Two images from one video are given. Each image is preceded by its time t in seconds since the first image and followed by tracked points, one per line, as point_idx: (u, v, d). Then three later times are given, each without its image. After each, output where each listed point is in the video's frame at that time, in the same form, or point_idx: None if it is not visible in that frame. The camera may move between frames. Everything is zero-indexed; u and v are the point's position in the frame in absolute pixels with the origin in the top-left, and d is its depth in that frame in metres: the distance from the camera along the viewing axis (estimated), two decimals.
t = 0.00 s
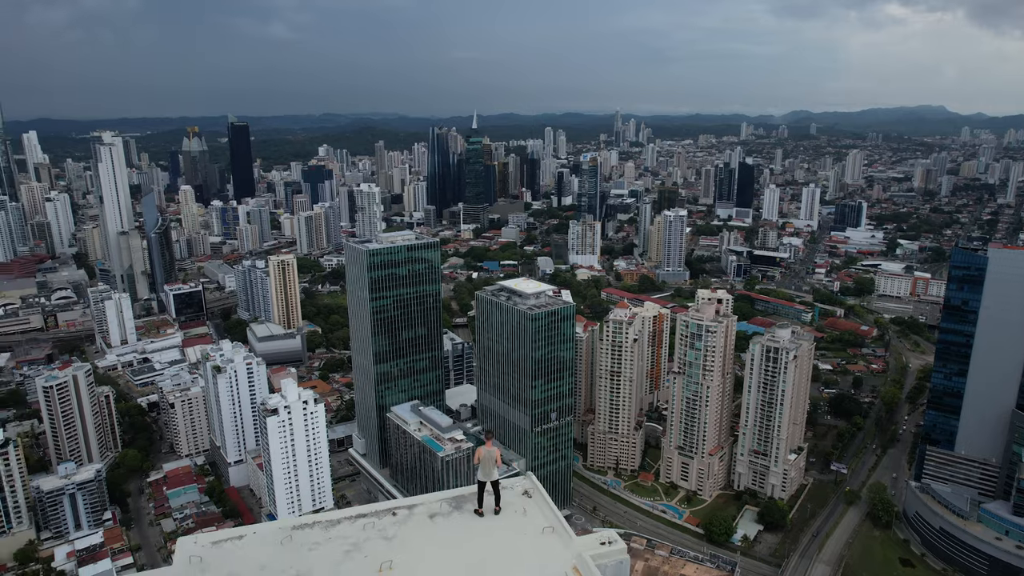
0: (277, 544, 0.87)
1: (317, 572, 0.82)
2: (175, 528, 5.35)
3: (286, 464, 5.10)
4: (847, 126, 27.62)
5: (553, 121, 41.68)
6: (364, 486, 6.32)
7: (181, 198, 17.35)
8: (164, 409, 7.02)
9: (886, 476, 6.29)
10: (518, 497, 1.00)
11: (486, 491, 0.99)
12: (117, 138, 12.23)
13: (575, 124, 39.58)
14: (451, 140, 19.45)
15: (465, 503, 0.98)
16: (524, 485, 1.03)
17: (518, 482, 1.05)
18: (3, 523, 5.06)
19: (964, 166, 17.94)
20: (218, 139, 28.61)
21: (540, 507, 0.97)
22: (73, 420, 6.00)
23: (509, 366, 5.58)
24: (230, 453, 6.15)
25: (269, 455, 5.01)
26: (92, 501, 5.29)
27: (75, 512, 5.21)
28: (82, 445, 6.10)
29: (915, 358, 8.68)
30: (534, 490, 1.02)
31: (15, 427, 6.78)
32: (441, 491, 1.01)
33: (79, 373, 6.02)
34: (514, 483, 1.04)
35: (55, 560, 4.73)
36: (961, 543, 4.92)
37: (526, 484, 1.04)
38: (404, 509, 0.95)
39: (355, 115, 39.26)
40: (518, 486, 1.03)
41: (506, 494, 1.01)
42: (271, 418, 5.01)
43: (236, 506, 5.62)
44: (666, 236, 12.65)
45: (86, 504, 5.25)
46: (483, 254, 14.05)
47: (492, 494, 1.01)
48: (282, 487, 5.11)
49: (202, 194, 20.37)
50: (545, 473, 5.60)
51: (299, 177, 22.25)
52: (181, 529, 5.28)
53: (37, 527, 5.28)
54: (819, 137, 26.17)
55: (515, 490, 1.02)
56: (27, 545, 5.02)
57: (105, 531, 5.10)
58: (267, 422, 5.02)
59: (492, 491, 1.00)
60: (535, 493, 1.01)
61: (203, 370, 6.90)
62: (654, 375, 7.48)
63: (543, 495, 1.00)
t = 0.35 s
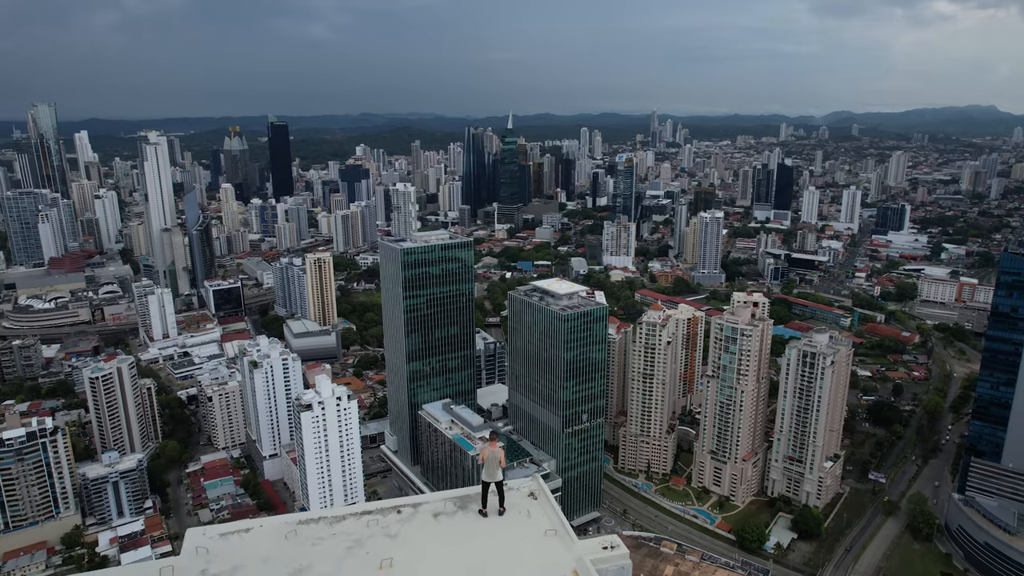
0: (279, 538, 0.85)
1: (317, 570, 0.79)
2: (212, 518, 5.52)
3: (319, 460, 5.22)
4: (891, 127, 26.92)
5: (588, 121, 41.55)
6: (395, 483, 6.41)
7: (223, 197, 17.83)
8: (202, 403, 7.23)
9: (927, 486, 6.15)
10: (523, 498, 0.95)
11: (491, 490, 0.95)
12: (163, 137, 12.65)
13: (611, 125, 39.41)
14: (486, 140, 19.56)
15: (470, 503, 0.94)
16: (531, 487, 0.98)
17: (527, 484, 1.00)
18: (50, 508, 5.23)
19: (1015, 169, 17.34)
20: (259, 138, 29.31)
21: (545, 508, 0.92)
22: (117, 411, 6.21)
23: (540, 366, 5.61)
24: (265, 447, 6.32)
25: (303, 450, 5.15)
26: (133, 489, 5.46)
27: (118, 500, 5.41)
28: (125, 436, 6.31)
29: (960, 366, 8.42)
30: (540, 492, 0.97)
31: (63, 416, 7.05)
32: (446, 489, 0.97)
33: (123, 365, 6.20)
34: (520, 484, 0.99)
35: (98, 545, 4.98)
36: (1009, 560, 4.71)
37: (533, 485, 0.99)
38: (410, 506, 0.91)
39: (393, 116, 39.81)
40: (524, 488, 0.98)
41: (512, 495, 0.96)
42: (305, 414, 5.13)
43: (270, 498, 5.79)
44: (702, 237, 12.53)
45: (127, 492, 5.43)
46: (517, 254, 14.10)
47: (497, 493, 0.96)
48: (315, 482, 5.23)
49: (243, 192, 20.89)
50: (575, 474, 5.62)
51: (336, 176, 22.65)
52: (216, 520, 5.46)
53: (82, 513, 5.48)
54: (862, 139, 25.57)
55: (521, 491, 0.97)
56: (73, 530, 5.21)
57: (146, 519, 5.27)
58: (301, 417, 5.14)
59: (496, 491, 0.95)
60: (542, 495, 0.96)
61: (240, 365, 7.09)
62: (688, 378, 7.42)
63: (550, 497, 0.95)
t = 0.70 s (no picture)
0: (283, 533, 0.91)
1: (319, 564, 0.84)
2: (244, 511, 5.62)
3: (348, 456, 5.31)
4: (933, 128, 26.21)
5: (620, 121, 41.28)
6: (423, 481, 6.48)
7: (258, 195, 18.21)
8: (235, 398, 7.40)
9: (967, 498, 5.98)
10: (526, 499, 0.99)
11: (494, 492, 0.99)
12: (201, 137, 13.01)
13: (644, 125, 39.11)
14: (517, 140, 19.58)
15: (473, 504, 0.98)
16: (535, 488, 1.02)
17: (532, 485, 1.04)
18: (90, 497, 5.42)
19: None
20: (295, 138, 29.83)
21: (547, 511, 0.96)
22: (154, 404, 6.41)
23: (569, 366, 5.63)
24: (296, 442, 6.47)
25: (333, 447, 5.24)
26: (168, 480, 5.63)
27: (154, 490, 5.57)
28: (161, 428, 6.49)
29: (1002, 374, 8.18)
30: (544, 493, 1.01)
31: (103, 408, 7.29)
32: (450, 489, 1.02)
33: (160, 360, 6.41)
34: (525, 486, 1.03)
35: (135, 533, 5.13)
36: None
37: (537, 487, 1.03)
38: (414, 505, 0.97)
39: (425, 116, 40.14)
40: (529, 489, 1.02)
41: (516, 496, 1.00)
42: (335, 409, 5.23)
43: (299, 493, 5.91)
44: (734, 239, 12.38)
45: (163, 483, 5.60)
46: (547, 254, 14.11)
47: (501, 495, 1.00)
48: (344, 477, 5.32)
49: (278, 190, 21.32)
50: (603, 476, 5.62)
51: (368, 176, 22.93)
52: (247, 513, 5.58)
53: (120, 503, 5.64)
54: (902, 140, 24.95)
55: (525, 492, 1.01)
56: (111, 518, 5.36)
57: (179, 510, 5.49)
58: (331, 413, 5.24)
59: (499, 491, 0.99)
60: (545, 496, 1.00)
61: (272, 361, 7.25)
62: (719, 382, 7.35)
63: (553, 498, 0.99)
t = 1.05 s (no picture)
0: (286, 528, 0.95)
1: (320, 560, 0.89)
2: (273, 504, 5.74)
3: (377, 452, 5.37)
4: (978, 128, 25.42)
5: (653, 121, 40.95)
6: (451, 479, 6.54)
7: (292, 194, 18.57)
8: (267, 393, 7.57)
9: (1009, 512, 5.81)
10: (530, 501, 1.03)
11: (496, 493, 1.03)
12: (237, 137, 13.36)
13: (677, 125, 38.73)
14: (549, 140, 19.59)
15: (477, 503, 1.02)
16: (539, 490, 1.06)
17: (536, 487, 1.08)
18: (129, 486, 5.61)
19: None
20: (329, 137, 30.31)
21: (550, 513, 1.00)
22: (189, 398, 6.60)
23: (598, 368, 5.64)
24: (326, 437, 6.60)
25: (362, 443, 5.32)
26: (202, 472, 5.78)
27: (188, 481, 5.74)
28: (196, 421, 6.68)
29: None
30: (547, 495, 1.05)
31: (141, 400, 7.52)
32: (454, 489, 1.06)
33: (196, 354, 6.55)
34: (529, 487, 1.07)
35: (170, 523, 5.25)
36: None
37: (541, 488, 1.07)
38: (417, 503, 1.01)
39: (458, 116, 40.40)
40: (533, 491, 1.06)
41: (520, 498, 1.04)
42: (364, 406, 5.31)
43: (328, 489, 6.01)
44: (768, 241, 12.20)
45: (197, 475, 5.75)
46: (578, 254, 14.10)
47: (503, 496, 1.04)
48: (372, 474, 5.40)
49: (312, 189, 21.71)
50: (630, 478, 5.61)
51: (401, 175, 23.19)
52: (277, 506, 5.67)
53: (155, 493, 5.82)
54: (944, 140, 24.27)
55: (529, 494, 1.05)
56: (147, 508, 5.52)
57: (213, 501, 5.61)
58: (360, 409, 5.33)
59: (502, 492, 1.03)
60: (549, 499, 1.04)
61: (303, 357, 7.40)
62: (750, 386, 7.27)
63: (556, 500, 1.02)
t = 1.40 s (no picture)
0: (290, 523, 0.96)
1: (321, 555, 0.90)
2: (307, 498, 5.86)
3: (408, 448, 5.45)
4: None
5: (691, 122, 40.48)
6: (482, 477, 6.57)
7: (330, 193, 18.92)
8: (303, 389, 7.74)
9: None
10: (533, 502, 1.03)
11: (498, 494, 1.03)
12: (277, 137, 13.69)
13: (715, 125, 38.18)
14: (585, 140, 19.53)
15: (482, 503, 1.03)
16: (543, 491, 1.06)
17: (540, 488, 1.08)
18: (168, 476, 5.76)
19: None
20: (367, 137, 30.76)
21: (550, 515, 0.99)
22: (227, 392, 6.80)
23: (630, 370, 5.62)
24: (359, 434, 6.73)
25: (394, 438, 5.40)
26: (239, 465, 5.95)
27: (225, 474, 5.91)
28: (233, 414, 6.89)
29: None
30: (551, 497, 1.04)
31: (181, 392, 7.75)
32: (458, 489, 1.06)
33: (234, 349, 6.75)
34: (532, 488, 1.07)
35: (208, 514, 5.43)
36: None
37: (545, 490, 1.06)
38: (420, 502, 1.02)
39: (494, 116, 40.55)
40: (536, 493, 1.06)
41: (523, 499, 1.04)
42: (397, 403, 5.39)
43: (360, 484, 6.11)
44: (807, 244, 11.96)
45: (233, 467, 5.92)
46: (612, 255, 14.03)
47: (506, 497, 1.04)
48: (404, 470, 5.48)
49: (349, 188, 22.09)
50: (662, 482, 5.58)
51: (437, 175, 23.39)
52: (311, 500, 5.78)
53: (194, 483, 5.96)
54: (996, 141, 23.40)
55: (532, 495, 1.05)
56: (186, 497, 5.68)
57: (248, 493, 5.76)
58: (393, 406, 5.41)
59: (505, 493, 1.03)
60: (552, 501, 1.03)
61: (338, 354, 7.54)
62: (786, 391, 7.14)
63: (559, 503, 1.02)
